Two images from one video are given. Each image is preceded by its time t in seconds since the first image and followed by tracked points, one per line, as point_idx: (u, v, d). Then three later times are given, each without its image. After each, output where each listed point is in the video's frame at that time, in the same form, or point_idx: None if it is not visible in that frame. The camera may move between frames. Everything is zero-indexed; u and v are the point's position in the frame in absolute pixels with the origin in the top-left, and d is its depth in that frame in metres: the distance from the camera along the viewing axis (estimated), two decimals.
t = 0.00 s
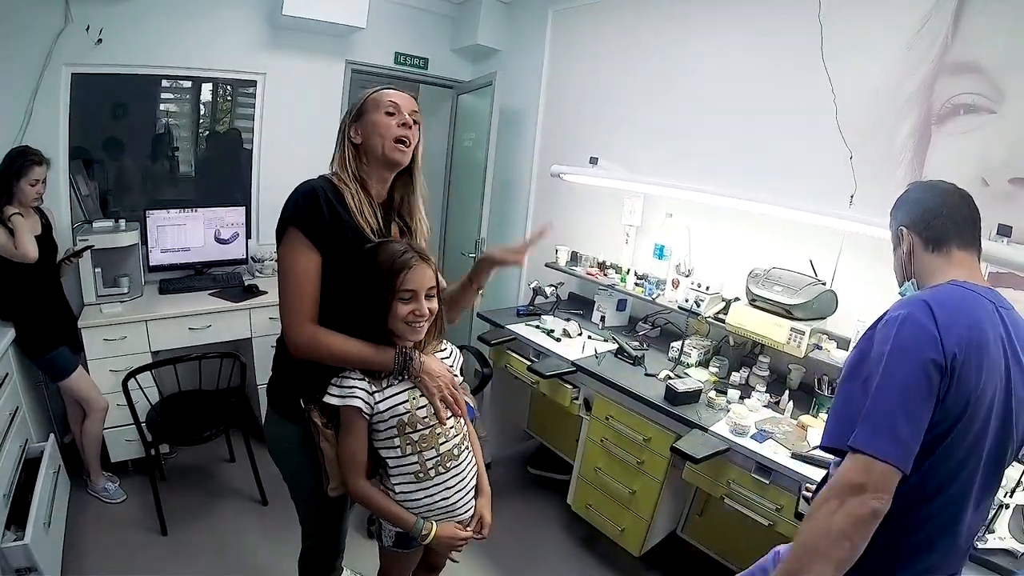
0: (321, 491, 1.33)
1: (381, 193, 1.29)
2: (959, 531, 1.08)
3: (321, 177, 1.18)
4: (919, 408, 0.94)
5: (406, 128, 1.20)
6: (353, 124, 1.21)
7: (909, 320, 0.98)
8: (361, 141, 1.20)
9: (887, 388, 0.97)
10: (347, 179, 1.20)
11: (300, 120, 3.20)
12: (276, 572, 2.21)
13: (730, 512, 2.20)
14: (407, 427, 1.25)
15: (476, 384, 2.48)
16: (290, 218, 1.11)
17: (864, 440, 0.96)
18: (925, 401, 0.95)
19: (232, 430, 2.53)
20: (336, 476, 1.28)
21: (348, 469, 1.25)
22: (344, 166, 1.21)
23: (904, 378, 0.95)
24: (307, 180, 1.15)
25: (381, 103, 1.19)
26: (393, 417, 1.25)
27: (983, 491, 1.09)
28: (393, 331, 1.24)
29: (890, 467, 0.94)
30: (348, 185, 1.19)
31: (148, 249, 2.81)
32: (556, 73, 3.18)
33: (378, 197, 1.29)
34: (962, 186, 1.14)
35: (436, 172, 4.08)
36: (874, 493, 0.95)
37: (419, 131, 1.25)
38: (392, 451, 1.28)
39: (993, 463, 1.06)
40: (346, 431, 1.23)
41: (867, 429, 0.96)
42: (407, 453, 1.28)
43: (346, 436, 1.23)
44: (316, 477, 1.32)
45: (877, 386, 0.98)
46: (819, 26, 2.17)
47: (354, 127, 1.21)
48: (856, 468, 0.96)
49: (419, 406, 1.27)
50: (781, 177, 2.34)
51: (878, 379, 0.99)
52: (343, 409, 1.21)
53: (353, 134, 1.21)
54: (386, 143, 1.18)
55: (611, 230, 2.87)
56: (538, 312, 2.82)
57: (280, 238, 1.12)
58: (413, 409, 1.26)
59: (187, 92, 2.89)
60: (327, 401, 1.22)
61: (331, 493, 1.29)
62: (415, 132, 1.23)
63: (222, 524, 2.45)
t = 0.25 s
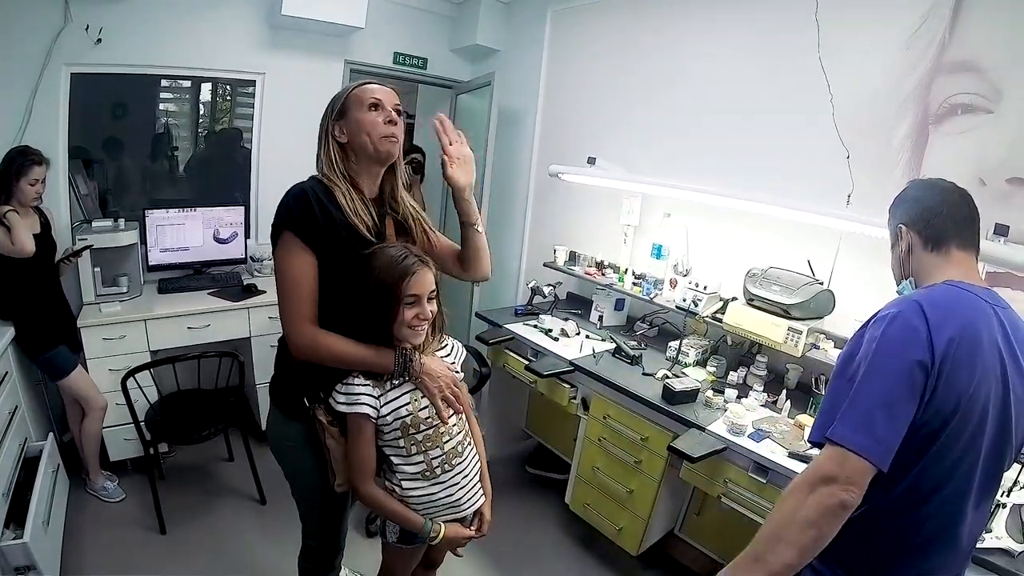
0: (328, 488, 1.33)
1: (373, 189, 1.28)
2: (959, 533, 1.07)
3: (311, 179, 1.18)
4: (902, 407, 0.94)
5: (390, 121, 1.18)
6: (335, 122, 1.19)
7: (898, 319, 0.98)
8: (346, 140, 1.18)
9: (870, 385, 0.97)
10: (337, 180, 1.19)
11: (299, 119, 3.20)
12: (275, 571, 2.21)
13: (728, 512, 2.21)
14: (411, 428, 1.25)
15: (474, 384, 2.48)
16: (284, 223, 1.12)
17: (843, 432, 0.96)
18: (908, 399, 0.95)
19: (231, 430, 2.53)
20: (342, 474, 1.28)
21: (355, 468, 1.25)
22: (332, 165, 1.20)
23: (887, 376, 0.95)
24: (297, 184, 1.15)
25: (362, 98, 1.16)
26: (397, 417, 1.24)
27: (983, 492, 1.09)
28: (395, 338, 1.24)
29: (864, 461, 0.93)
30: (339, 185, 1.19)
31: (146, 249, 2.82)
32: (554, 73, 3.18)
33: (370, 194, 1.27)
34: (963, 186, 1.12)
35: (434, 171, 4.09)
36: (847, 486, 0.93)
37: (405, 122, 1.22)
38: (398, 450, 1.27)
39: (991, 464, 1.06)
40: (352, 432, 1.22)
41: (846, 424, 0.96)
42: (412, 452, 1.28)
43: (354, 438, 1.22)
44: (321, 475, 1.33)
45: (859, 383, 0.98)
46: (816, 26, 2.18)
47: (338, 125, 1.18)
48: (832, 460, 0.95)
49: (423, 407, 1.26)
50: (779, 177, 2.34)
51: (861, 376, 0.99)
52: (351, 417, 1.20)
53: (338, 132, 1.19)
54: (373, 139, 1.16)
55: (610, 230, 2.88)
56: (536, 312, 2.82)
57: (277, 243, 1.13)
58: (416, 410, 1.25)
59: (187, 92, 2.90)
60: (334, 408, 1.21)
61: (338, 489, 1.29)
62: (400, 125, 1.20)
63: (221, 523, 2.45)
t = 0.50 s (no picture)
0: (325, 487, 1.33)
1: (367, 188, 1.28)
2: (953, 539, 1.07)
3: (303, 180, 1.20)
4: (884, 414, 0.94)
5: (380, 124, 1.17)
6: (327, 125, 1.19)
7: (884, 327, 0.98)
8: (337, 142, 1.19)
9: (853, 392, 0.96)
10: (328, 181, 1.20)
11: (297, 119, 3.21)
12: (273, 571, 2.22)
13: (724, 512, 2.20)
14: (403, 425, 1.25)
15: (472, 384, 2.48)
16: (274, 225, 1.13)
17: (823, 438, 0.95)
18: (891, 407, 0.95)
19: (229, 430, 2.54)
20: (339, 473, 1.27)
21: (354, 465, 1.25)
22: (325, 168, 1.21)
23: (869, 384, 0.95)
24: (289, 186, 1.17)
25: (352, 100, 1.16)
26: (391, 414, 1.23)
27: (977, 497, 1.08)
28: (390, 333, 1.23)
29: (840, 466, 0.93)
30: (331, 187, 1.20)
31: (145, 249, 2.83)
32: (553, 73, 3.19)
33: (361, 194, 1.28)
34: (955, 185, 1.11)
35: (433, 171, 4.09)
36: (824, 492, 0.93)
37: (396, 124, 1.21)
38: (393, 447, 1.27)
39: (982, 471, 1.06)
40: (354, 433, 1.20)
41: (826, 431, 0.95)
42: (405, 449, 1.27)
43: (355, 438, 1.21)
44: (318, 474, 1.32)
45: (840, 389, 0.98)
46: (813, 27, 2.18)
47: (329, 126, 1.19)
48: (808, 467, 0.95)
49: (416, 403, 1.26)
50: (776, 177, 2.35)
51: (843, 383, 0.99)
52: (352, 416, 1.19)
53: (329, 134, 1.19)
54: (360, 144, 1.16)
55: (607, 230, 2.88)
56: (533, 312, 2.82)
57: (268, 245, 1.15)
58: (410, 406, 1.25)
59: (186, 91, 2.89)
60: (334, 409, 1.19)
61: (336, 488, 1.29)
62: (391, 127, 1.20)
63: (219, 523, 2.46)
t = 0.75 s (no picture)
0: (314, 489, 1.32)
1: (359, 190, 1.28)
2: (952, 554, 1.03)
3: (293, 180, 1.19)
4: (878, 427, 0.89)
5: (368, 127, 1.16)
6: (318, 126, 1.19)
7: (880, 335, 0.93)
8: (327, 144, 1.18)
9: (847, 405, 0.90)
10: (318, 182, 1.19)
11: (295, 119, 3.20)
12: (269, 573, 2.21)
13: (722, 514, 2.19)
14: (386, 426, 1.24)
15: (469, 385, 2.48)
16: (261, 225, 1.13)
17: (812, 449, 0.89)
18: (886, 418, 0.90)
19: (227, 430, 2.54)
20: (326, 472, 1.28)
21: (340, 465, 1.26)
22: (315, 169, 1.20)
23: (864, 394, 0.90)
24: (278, 185, 1.16)
25: (342, 102, 1.16)
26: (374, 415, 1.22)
27: (980, 500, 1.05)
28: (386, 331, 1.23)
29: (824, 473, 0.87)
30: (320, 188, 1.19)
31: (143, 249, 2.83)
32: (551, 72, 3.18)
33: (352, 195, 1.27)
34: (946, 184, 1.09)
35: (432, 171, 4.09)
36: (806, 501, 0.87)
37: (386, 126, 1.20)
38: (376, 447, 1.26)
39: (985, 474, 1.02)
40: (338, 432, 1.21)
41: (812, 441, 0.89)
42: (389, 449, 1.26)
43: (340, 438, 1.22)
44: (308, 477, 1.31)
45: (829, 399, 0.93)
46: (812, 26, 2.17)
47: (322, 128, 1.19)
48: (792, 475, 0.89)
49: (399, 404, 1.25)
50: (774, 177, 2.33)
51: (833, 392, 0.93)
52: (336, 416, 1.20)
53: (320, 135, 1.19)
54: (348, 146, 1.15)
55: (606, 230, 2.87)
56: (531, 313, 2.82)
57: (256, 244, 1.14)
58: (393, 407, 1.24)
59: (185, 91, 2.91)
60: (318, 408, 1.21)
61: (323, 487, 1.30)
62: (380, 129, 1.19)
63: (215, 523, 2.45)
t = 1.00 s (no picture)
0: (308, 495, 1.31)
1: (352, 193, 1.27)
2: (955, 564, 1.00)
3: (286, 181, 1.18)
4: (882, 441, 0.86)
5: (367, 130, 1.16)
6: (316, 125, 1.18)
7: (885, 344, 0.88)
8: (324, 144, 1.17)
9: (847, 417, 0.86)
10: (312, 183, 1.18)
11: (294, 120, 3.20)
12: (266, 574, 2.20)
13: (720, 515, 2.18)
14: (379, 431, 1.25)
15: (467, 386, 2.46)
16: (256, 226, 1.12)
17: (813, 463, 0.84)
18: (889, 430, 0.86)
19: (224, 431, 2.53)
20: (317, 477, 1.28)
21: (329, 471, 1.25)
22: (310, 168, 1.19)
23: (867, 406, 0.86)
24: (272, 187, 1.15)
25: (339, 103, 1.15)
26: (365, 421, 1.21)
27: (983, 508, 1.02)
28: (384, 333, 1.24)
29: (817, 483, 0.85)
30: (315, 189, 1.18)
31: (141, 250, 2.83)
32: (550, 72, 3.17)
33: (345, 198, 1.26)
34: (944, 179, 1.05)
35: (431, 172, 4.08)
36: (794, 511, 0.85)
37: (384, 130, 1.21)
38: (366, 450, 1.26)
39: (989, 483, 0.99)
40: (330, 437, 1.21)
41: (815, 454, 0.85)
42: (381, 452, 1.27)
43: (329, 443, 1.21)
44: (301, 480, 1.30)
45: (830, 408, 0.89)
46: (811, 26, 2.16)
47: (318, 126, 1.17)
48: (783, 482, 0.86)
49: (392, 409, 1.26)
50: (773, 178, 2.32)
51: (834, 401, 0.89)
52: (328, 420, 1.20)
53: (317, 134, 1.18)
54: (347, 149, 1.15)
55: (604, 231, 2.87)
56: (529, 313, 2.82)
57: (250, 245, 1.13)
58: (387, 412, 1.25)
59: (184, 91, 2.90)
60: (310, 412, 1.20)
61: (314, 492, 1.30)
62: (378, 132, 1.19)
63: (213, 525, 2.45)
